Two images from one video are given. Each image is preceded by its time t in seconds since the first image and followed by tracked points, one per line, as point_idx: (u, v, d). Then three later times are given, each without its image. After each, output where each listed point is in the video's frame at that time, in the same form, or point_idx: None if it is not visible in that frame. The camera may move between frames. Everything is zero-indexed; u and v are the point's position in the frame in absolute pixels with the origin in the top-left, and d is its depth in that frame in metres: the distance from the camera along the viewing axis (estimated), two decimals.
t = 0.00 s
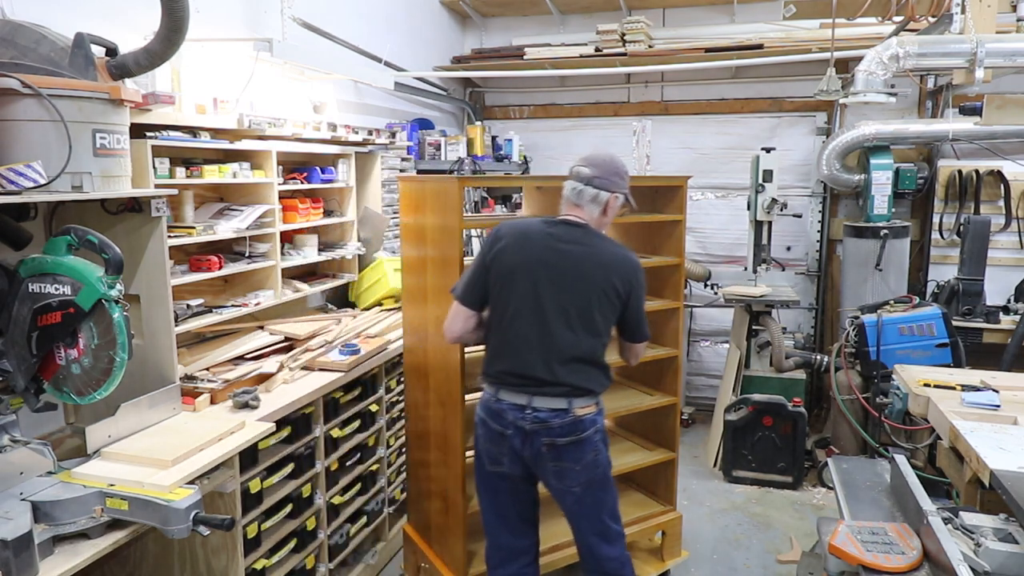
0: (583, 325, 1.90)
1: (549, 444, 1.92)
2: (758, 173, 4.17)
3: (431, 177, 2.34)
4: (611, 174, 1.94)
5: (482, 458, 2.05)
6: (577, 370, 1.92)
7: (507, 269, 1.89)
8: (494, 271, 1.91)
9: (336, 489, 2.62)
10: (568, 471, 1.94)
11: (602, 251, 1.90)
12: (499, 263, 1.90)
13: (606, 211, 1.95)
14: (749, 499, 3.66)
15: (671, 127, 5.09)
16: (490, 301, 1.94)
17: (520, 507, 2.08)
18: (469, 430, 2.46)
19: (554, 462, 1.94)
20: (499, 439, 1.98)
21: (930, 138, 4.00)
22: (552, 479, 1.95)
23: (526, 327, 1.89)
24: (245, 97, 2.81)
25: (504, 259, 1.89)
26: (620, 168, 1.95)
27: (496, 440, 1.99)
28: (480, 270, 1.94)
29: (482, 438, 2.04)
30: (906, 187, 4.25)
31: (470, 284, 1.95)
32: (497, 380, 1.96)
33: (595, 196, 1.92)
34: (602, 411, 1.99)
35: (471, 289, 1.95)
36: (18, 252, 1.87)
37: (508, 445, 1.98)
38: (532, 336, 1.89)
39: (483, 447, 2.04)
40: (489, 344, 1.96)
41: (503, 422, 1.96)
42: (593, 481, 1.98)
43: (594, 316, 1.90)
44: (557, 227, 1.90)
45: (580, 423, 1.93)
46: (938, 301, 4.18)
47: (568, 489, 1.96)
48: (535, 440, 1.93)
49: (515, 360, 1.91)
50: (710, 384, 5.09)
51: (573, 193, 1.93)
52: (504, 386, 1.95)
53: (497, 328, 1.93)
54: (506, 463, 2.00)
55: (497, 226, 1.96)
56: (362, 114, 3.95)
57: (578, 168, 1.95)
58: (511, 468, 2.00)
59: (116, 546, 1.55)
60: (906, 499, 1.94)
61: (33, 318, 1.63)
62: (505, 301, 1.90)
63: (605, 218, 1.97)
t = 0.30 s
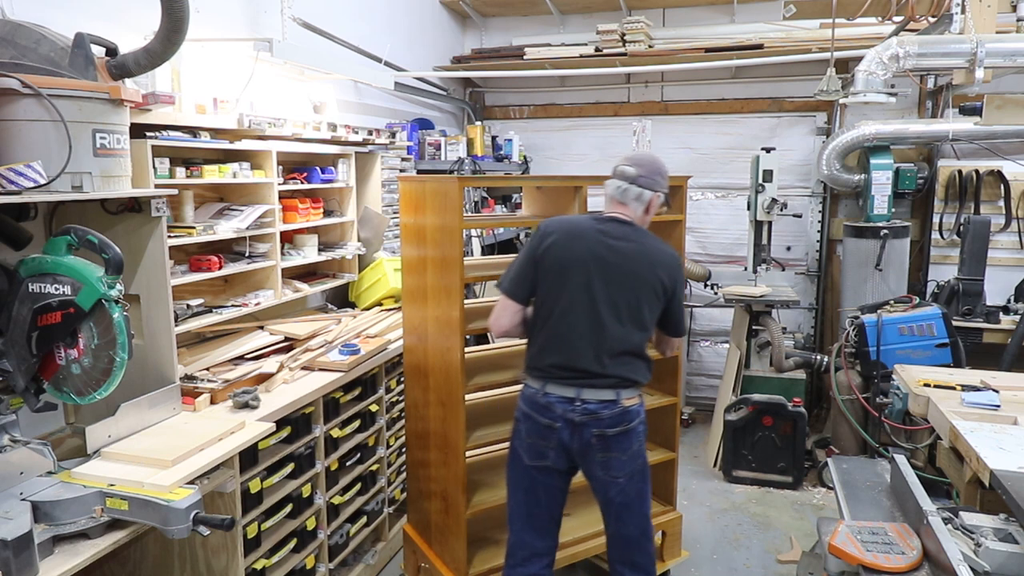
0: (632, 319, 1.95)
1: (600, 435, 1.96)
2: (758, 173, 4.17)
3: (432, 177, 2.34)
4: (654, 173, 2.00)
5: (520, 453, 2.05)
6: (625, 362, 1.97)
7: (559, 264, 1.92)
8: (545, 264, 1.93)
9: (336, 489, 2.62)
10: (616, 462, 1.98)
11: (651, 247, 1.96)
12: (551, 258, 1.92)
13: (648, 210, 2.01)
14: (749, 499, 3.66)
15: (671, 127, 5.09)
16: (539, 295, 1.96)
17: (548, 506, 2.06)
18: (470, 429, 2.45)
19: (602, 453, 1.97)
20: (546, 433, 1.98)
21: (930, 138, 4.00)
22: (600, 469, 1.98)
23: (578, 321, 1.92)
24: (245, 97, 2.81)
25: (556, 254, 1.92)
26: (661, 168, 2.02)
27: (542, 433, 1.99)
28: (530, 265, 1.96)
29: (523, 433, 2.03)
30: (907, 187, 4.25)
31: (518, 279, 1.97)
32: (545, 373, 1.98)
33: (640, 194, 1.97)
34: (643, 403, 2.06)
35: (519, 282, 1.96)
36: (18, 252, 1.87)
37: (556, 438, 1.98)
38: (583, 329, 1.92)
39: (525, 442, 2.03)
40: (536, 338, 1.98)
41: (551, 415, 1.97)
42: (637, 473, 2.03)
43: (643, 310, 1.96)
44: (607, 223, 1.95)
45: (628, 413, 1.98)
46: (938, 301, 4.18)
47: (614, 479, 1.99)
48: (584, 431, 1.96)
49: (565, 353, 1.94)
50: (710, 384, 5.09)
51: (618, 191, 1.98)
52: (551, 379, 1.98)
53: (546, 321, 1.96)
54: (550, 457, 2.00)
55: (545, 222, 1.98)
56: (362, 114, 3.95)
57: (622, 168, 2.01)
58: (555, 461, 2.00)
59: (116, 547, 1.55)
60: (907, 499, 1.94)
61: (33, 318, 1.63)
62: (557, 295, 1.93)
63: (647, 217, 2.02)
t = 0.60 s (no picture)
0: (664, 314, 2.07)
1: (632, 429, 2.08)
2: (758, 173, 4.17)
3: (431, 177, 2.34)
4: (686, 174, 2.12)
5: (550, 449, 2.15)
6: (656, 355, 2.09)
7: (595, 261, 2.02)
8: (580, 261, 2.04)
9: (336, 489, 2.62)
10: (646, 456, 2.11)
11: (682, 246, 2.07)
12: (588, 255, 2.03)
13: (679, 209, 2.13)
14: (749, 499, 3.66)
15: (671, 127, 5.09)
16: (575, 291, 2.07)
17: (571, 502, 2.16)
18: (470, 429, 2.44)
19: (634, 447, 2.10)
20: (579, 428, 2.09)
21: (931, 138, 4.00)
22: (630, 463, 2.11)
23: (613, 315, 2.03)
24: (245, 97, 2.81)
25: (592, 251, 2.02)
26: (692, 170, 2.14)
27: (574, 429, 2.10)
28: (566, 261, 2.06)
29: (554, 428, 2.13)
30: (907, 187, 4.25)
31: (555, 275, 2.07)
32: (578, 366, 2.09)
33: (672, 195, 2.09)
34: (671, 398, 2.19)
35: (554, 277, 2.07)
36: (18, 252, 1.87)
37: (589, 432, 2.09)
38: (618, 324, 2.04)
39: (556, 437, 2.13)
40: (571, 332, 2.09)
41: (584, 410, 2.08)
42: (664, 466, 2.17)
43: (674, 306, 2.07)
44: (641, 223, 2.05)
45: (659, 409, 2.10)
46: (938, 301, 4.18)
47: (643, 473, 2.12)
48: (617, 426, 2.08)
49: (599, 346, 2.05)
50: (710, 384, 5.09)
51: (651, 191, 2.10)
52: (584, 372, 2.09)
53: (580, 316, 2.07)
54: (581, 453, 2.11)
55: (581, 220, 2.08)
56: (362, 114, 3.95)
57: (656, 168, 2.13)
58: (586, 456, 2.11)
59: (116, 547, 1.55)
60: (906, 499, 1.94)
61: (33, 318, 1.63)
62: (592, 291, 2.04)
63: (677, 217, 2.15)
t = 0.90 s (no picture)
0: (678, 314, 2.08)
1: (645, 427, 2.09)
2: (758, 173, 4.17)
3: (431, 177, 2.34)
4: (701, 181, 2.15)
5: (561, 447, 2.15)
6: (669, 355, 2.09)
7: (614, 259, 2.03)
8: (599, 258, 2.05)
9: (336, 489, 2.62)
10: (657, 455, 2.11)
11: (699, 248, 2.09)
12: (606, 253, 2.04)
13: (693, 215, 2.16)
14: (749, 499, 3.66)
15: (671, 127, 5.09)
16: (591, 289, 2.07)
17: (579, 501, 2.17)
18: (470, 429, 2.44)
19: (646, 446, 2.10)
20: (593, 426, 2.09)
21: (930, 138, 4.00)
22: (642, 462, 2.11)
23: (629, 313, 2.04)
24: (245, 97, 2.81)
25: (611, 249, 2.04)
26: (706, 177, 2.17)
27: (587, 427, 2.10)
28: (584, 258, 2.06)
29: (566, 427, 2.13)
30: (907, 187, 4.25)
31: (573, 272, 2.07)
32: (592, 363, 2.09)
33: (688, 201, 2.12)
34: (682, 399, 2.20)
35: (572, 274, 2.07)
36: (18, 252, 1.87)
37: (601, 430, 2.10)
38: (634, 322, 2.04)
39: (567, 436, 2.13)
40: (586, 329, 2.10)
41: (598, 408, 2.08)
42: (672, 466, 2.17)
43: (688, 307, 2.09)
44: (659, 223, 2.07)
45: (672, 408, 2.12)
46: (938, 301, 4.18)
47: (653, 473, 2.12)
48: (631, 424, 2.09)
49: (614, 344, 2.05)
50: (710, 384, 5.09)
51: (667, 196, 2.12)
52: (598, 369, 2.09)
53: (596, 313, 2.07)
54: (592, 451, 2.11)
55: (600, 218, 2.10)
56: (363, 114, 3.95)
57: (672, 173, 2.15)
58: (596, 455, 2.11)
59: (116, 546, 1.55)
60: (907, 499, 1.94)
61: (33, 318, 1.63)
62: (609, 288, 2.05)
63: (690, 222, 2.17)
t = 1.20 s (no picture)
0: (685, 315, 2.08)
1: (648, 427, 2.09)
2: (758, 173, 4.17)
3: (432, 177, 2.34)
4: (712, 186, 2.15)
5: (563, 446, 2.15)
6: (674, 356, 2.09)
7: (622, 259, 2.03)
8: (607, 257, 2.05)
9: (336, 489, 2.62)
10: (660, 455, 2.11)
11: (707, 251, 2.09)
12: (615, 252, 2.04)
13: (703, 219, 2.16)
14: (749, 499, 3.65)
15: (671, 127, 5.09)
16: (599, 288, 2.08)
17: (580, 501, 2.17)
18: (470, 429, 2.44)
19: (649, 446, 2.10)
20: (596, 425, 2.09)
21: (930, 138, 4.00)
22: (643, 462, 2.11)
23: (636, 313, 2.04)
24: (245, 97, 2.81)
25: (620, 249, 2.04)
26: (718, 182, 2.17)
27: (590, 425, 2.10)
28: (593, 257, 2.07)
29: (569, 425, 2.13)
30: (907, 187, 4.25)
31: (580, 271, 2.07)
32: (596, 362, 2.09)
33: (698, 204, 2.12)
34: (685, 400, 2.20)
35: (580, 272, 2.07)
36: (18, 252, 1.87)
37: (603, 429, 2.10)
38: (641, 321, 2.04)
39: (569, 435, 2.13)
40: (592, 328, 2.10)
41: (601, 407, 2.08)
42: (674, 467, 2.17)
43: (695, 308, 2.09)
44: (668, 225, 2.08)
45: (675, 409, 2.12)
46: (938, 301, 4.18)
47: (655, 473, 2.12)
48: (633, 424, 2.09)
49: (620, 343, 2.05)
50: (710, 384, 5.09)
51: (677, 198, 2.13)
52: (602, 368, 2.09)
53: (603, 312, 2.07)
54: (595, 451, 2.11)
55: (609, 218, 2.10)
56: (362, 114, 3.95)
57: (683, 176, 2.15)
58: (597, 455, 2.11)
59: (116, 547, 1.55)
60: (906, 499, 1.94)
61: (33, 318, 1.62)
62: (616, 287, 2.05)
63: (699, 226, 2.18)
